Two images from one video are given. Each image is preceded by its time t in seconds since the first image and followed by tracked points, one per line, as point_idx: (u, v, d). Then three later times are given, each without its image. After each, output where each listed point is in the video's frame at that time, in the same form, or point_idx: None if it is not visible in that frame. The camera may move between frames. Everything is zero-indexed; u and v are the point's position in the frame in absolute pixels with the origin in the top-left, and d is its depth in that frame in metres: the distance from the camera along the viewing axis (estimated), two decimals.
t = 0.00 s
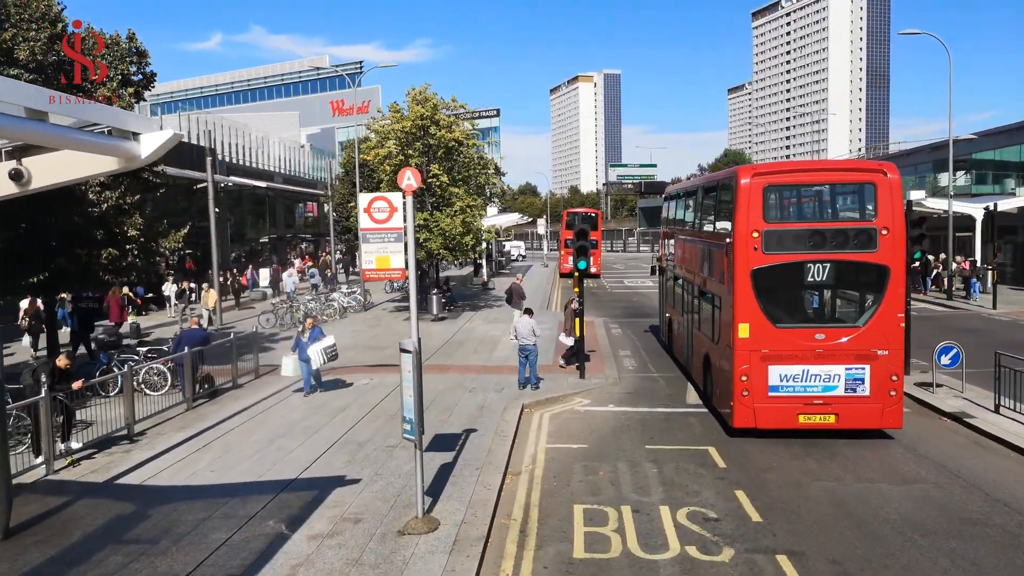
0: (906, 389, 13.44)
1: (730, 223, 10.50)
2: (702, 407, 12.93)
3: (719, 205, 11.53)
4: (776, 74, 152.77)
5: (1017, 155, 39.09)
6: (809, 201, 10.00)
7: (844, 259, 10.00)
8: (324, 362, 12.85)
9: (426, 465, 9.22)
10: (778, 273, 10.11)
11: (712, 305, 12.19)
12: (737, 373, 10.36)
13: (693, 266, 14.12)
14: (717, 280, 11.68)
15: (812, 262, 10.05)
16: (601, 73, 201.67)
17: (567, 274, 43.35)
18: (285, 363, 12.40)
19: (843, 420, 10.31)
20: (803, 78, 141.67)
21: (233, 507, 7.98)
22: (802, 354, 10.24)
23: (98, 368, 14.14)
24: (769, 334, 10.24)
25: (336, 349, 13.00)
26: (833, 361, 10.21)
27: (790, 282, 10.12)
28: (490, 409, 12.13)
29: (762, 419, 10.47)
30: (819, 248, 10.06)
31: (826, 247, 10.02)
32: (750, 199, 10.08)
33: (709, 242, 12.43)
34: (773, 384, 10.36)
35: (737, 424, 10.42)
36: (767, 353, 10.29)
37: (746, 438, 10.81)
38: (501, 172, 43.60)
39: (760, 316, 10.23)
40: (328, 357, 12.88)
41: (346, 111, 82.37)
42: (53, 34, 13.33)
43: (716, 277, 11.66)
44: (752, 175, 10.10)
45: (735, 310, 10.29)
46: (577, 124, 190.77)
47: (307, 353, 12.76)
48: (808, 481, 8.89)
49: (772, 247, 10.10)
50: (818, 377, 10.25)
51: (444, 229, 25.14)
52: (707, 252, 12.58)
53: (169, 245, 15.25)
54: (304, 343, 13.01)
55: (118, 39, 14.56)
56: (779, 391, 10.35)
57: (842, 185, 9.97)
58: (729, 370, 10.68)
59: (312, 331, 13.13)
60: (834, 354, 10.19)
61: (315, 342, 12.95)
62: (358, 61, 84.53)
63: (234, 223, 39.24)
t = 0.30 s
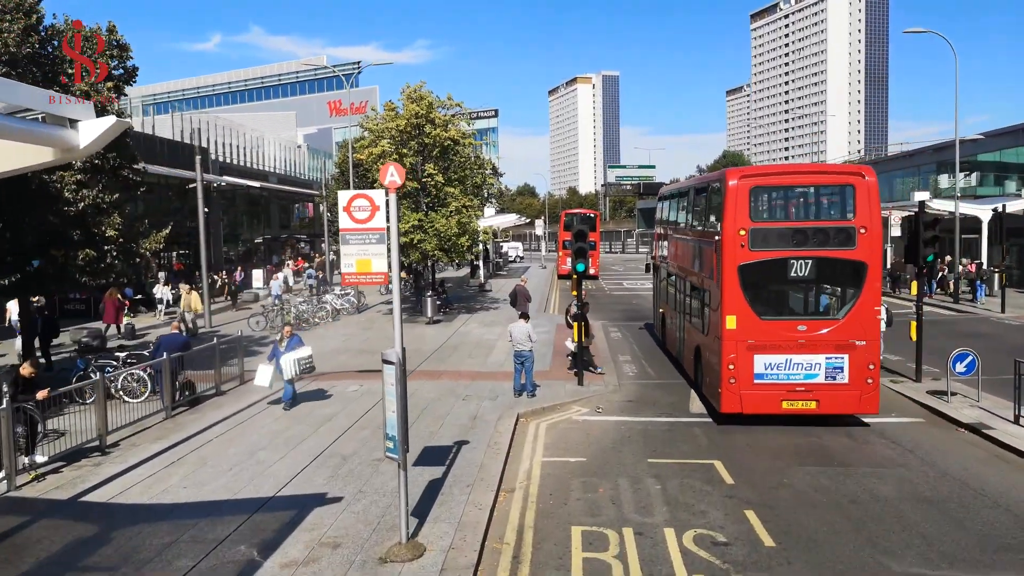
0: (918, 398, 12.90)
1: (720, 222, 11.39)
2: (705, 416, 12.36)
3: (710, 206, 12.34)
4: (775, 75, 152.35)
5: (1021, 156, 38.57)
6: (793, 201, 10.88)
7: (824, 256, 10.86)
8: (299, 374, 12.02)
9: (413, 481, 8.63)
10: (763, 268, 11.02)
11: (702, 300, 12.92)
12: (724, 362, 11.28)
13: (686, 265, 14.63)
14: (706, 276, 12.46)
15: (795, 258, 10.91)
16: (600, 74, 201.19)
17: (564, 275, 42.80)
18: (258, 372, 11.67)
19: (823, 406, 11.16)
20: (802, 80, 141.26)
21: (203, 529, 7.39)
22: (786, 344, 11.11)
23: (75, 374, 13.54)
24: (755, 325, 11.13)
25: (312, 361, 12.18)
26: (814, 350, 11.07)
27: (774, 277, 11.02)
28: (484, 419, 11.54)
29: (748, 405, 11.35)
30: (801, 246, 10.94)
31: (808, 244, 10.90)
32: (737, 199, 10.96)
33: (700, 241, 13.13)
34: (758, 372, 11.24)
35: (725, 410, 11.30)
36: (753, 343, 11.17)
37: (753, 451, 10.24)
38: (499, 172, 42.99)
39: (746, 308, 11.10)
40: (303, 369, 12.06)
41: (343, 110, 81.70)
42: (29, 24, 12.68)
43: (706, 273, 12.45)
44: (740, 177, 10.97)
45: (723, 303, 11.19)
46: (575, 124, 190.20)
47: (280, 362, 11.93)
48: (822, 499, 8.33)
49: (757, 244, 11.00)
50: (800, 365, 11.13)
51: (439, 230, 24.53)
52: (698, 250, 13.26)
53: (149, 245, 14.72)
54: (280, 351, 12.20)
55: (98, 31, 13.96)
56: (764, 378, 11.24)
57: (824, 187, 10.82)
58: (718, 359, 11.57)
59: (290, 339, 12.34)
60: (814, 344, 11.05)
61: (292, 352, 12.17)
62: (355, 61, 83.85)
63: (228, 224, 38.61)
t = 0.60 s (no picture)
0: (930, 402, 12.49)
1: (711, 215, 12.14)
2: (710, 421, 11.95)
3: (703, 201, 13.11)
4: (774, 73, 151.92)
5: None
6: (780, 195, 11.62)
7: (810, 246, 11.60)
8: (282, 379, 11.62)
9: (405, 492, 8.22)
10: (752, 258, 11.75)
11: (699, 292, 13.71)
12: (717, 347, 12.01)
13: (683, 260, 15.39)
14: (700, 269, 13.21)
15: (783, 248, 11.63)
16: (599, 72, 200.69)
17: (564, 274, 42.44)
18: (241, 381, 11.26)
19: (810, 388, 11.93)
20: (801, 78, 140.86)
21: (180, 546, 6.96)
22: (774, 330, 11.88)
23: (59, 378, 13.16)
24: (745, 312, 11.86)
25: (296, 364, 11.79)
26: (801, 336, 11.86)
27: (763, 266, 11.77)
28: (481, 424, 11.15)
29: (739, 388, 12.10)
30: (789, 237, 11.66)
31: (795, 235, 11.63)
32: (727, 192, 11.73)
33: (696, 236, 13.91)
34: (748, 357, 11.99)
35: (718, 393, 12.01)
36: (743, 329, 11.91)
37: (760, 458, 9.83)
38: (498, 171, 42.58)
39: (736, 296, 11.87)
40: (286, 373, 11.63)
41: (341, 109, 81.33)
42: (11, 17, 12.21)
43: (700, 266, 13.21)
44: (730, 172, 11.73)
45: (715, 291, 11.95)
46: (574, 123, 189.84)
47: (263, 369, 11.53)
48: (834, 512, 7.91)
49: (747, 235, 11.74)
50: (788, 350, 11.90)
51: (436, 229, 24.10)
52: (694, 245, 14.02)
53: (135, 245, 14.26)
54: (262, 356, 11.80)
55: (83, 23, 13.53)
56: (754, 363, 11.98)
57: (809, 182, 11.58)
58: (710, 345, 12.32)
59: (273, 342, 11.94)
60: (801, 330, 11.85)
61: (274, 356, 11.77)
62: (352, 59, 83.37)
63: (224, 223, 38.20)
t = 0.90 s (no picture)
0: (943, 408, 12.08)
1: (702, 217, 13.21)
2: (714, 427, 11.57)
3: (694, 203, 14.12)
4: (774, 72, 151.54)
5: None
6: (765, 197, 12.66)
7: (793, 245, 12.63)
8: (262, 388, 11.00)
9: (395, 506, 7.80)
10: (738, 256, 12.82)
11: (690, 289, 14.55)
12: (706, 340, 13.07)
13: (676, 258, 16.20)
14: (692, 268, 14.16)
15: (768, 248, 12.67)
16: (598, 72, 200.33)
17: (563, 275, 42.00)
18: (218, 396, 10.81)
19: (794, 378, 12.95)
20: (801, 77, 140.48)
21: (155, 567, 6.54)
22: (760, 324, 12.93)
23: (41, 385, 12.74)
24: (732, 307, 12.95)
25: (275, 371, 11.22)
26: (784, 330, 12.89)
27: (749, 264, 12.81)
28: (478, 432, 10.77)
29: (727, 378, 13.16)
30: (774, 237, 12.69)
31: (779, 235, 12.66)
32: (715, 195, 12.79)
33: (687, 237, 14.80)
34: (736, 350, 13.05)
35: (708, 383, 13.05)
36: (731, 323, 12.99)
37: (768, 467, 9.43)
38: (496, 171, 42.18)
39: (724, 292, 12.94)
40: (265, 380, 11.05)
41: (339, 109, 80.94)
42: None
43: (691, 265, 14.15)
44: (718, 176, 12.76)
45: (705, 288, 13.03)
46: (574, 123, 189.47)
47: (241, 380, 10.86)
48: (848, 526, 7.49)
49: (734, 235, 12.80)
50: (773, 343, 12.93)
51: (433, 229, 23.65)
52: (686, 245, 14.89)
53: (121, 247, 13.86)
54: (237, 369, 11.05)
55: (66, 18, 13.18)
56: (742, 355, 13.04)
57: (792, 185, 12.60)
58: (701, 339, 13.39)
59: (248, 351, 11.20)
60: (785, 324, 12.87)
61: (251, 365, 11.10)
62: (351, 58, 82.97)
63: (220, 225, 37.80)
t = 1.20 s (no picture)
0: (952, 412, 11.82)
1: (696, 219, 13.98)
2: (718, 431, 11.31)
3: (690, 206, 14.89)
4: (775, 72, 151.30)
5: None
6: (756, 200, 13.40)
7: (783, 246, 13.39)
8: (244, 397, 10.39)
9: (390, 515, 7.55)
10: (730, 256, 13.59)
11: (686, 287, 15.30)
12: (700, 337, 13.82)
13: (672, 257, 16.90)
14: (688, 267, 14.91)
15: (759, 249, 13.44)
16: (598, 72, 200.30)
17: (563, 276, 41.75)
18: (194, 403, 10.22)
19: (783, 373, 13.72)
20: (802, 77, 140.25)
21: None
22: (751, 321, 13.71)
23: (31, 388, 12.51)
24: (725, 305, 13.70)
25: (259, 379, 10.63)
26: (774, 327, 13.67)
27: (741, 264, 13.59)
28: (477, 437, 10.51)
29: (720, 372, 13.91)
30: (765, 238, 13.45)
31: (770, 236, 13.43)
32: (709, 198, 13.53)
33: (682, 237, 15.58)
34: (728, 346, 13.81)
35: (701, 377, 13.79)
36: (723, 321, 13.74)
37: (775, 474, 9.17)
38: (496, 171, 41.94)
39: (717, 291, 13.70)
40: (248, 390, 10.47)
41: (339, 110, 80.73)
42: None
43: (687, 265, 14.90)
44: (712, 180, 13.50)
45: (699, 287, 13.78)
46: (574, 123, 189.40)
47: (222, 386, 10.36)
48: (859, 536, 7.23)
49: (726, 236, 13.57)
50: (763, 339, 13.72)
51: (431, 230, 23.40)
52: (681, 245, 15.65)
53: (113, 248, 13.61)
54: (220, 374, 10.59)
55: (57, 14, 12.96)
56: (734, 350, 13.80)
57: (783, 188, 13.31)
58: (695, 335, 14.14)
59: (231, 356, 10.80)
60: (774, 321, 13.65)
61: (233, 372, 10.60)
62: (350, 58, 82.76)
63: (218, 225, 37.52)
